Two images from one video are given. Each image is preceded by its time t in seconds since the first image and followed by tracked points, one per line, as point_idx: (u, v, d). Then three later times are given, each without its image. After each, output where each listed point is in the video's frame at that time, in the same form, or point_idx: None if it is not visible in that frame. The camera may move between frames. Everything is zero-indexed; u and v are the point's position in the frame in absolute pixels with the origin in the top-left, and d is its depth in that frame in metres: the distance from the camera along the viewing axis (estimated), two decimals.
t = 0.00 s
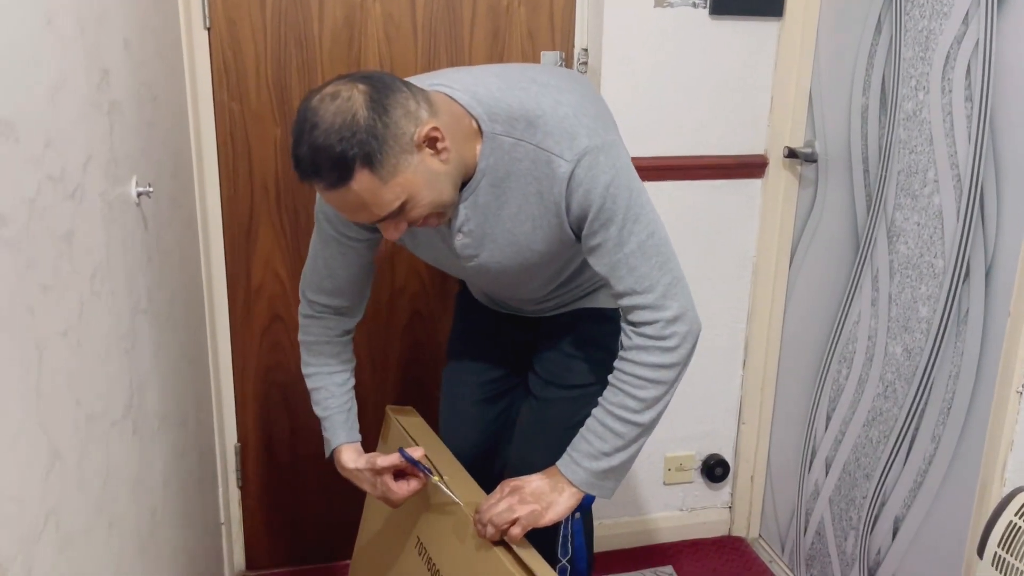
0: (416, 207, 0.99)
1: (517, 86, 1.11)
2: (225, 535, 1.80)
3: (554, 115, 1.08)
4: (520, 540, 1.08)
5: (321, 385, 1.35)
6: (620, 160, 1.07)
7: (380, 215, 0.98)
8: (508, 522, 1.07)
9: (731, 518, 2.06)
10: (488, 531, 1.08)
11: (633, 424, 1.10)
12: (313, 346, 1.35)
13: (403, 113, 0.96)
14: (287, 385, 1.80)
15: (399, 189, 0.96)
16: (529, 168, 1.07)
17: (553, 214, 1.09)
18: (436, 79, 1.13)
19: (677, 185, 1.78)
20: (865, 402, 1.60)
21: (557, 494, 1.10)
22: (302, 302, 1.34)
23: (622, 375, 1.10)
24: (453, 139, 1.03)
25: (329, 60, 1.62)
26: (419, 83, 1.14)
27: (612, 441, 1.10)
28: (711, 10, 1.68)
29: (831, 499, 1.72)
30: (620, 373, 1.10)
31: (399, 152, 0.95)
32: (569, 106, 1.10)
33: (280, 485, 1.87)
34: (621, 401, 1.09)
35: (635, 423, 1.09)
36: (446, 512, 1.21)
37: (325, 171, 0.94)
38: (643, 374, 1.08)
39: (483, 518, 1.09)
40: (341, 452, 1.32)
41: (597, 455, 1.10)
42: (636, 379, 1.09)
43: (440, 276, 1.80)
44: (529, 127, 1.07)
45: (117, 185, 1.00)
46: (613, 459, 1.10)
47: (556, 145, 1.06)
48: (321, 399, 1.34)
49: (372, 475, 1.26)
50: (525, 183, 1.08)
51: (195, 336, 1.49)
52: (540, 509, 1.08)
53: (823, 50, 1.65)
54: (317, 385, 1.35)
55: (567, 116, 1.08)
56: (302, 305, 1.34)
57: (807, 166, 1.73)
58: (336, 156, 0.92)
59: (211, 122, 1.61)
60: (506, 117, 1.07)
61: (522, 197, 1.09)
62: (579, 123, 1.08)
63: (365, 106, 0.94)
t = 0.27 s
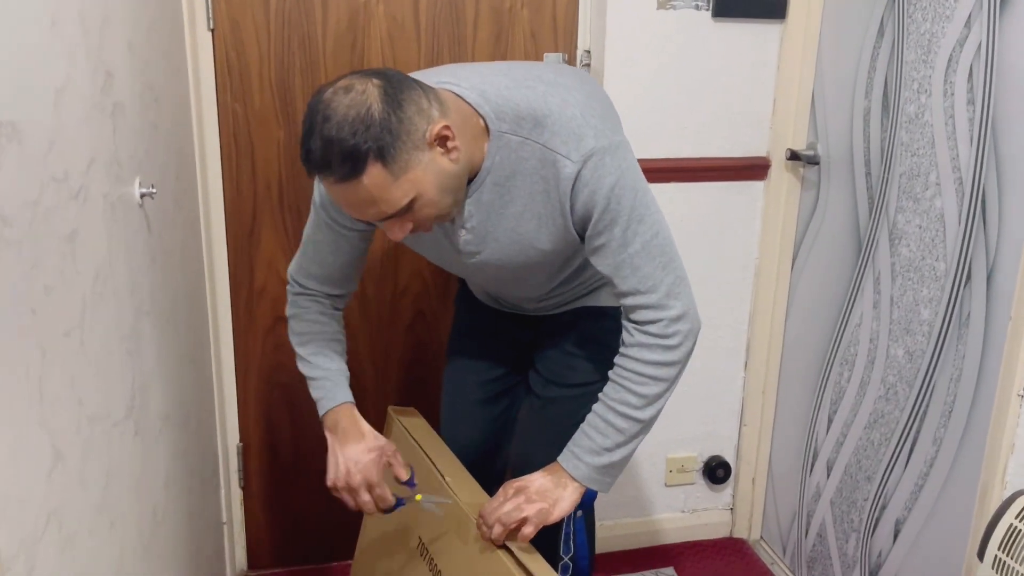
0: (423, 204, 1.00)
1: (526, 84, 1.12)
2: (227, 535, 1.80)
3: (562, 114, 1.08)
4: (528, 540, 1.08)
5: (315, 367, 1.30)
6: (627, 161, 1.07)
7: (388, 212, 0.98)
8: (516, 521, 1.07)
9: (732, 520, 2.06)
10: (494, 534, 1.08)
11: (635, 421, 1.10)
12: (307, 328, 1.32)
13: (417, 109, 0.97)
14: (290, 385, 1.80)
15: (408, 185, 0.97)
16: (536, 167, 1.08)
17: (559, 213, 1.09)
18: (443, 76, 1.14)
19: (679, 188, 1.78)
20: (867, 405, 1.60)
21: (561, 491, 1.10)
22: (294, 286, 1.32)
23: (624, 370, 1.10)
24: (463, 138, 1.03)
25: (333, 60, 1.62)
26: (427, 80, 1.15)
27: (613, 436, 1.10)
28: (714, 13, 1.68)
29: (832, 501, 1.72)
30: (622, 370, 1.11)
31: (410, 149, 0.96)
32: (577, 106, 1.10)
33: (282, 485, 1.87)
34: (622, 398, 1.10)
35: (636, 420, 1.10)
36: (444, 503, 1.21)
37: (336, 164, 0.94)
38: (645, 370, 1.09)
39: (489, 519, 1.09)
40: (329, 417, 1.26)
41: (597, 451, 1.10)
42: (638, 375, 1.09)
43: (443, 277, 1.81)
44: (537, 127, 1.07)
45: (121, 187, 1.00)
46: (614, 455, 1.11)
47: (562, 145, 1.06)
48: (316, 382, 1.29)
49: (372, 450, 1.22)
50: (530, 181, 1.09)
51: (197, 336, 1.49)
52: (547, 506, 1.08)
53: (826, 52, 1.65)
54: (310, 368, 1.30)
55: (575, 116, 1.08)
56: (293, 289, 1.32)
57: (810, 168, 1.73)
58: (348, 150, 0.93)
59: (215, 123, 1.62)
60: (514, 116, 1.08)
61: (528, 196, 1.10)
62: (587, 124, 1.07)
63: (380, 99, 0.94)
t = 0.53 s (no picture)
0: (427, 198, 0.99)
1: (527, 81, 1.12)
2: (220, 535, 1.80)
3: (562, 111, 1.08)
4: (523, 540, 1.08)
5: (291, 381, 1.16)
6: (624, 158, 1.07)
7: (393, 204, 0.97)
8: (511, 519, 1.07)
9: (726, 521, 2.06)
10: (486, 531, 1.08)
11: (630, 421, 1.10)
12: (284, 336, 1.18)
13: (425, 103, 0.96)
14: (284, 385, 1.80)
15: (415, 178, 0.96)
16: (535, 163, 1.08)
17: (558, 210, 1.10)
18: (444, 70, 1.14)
19: (674, 189, 1.78)
20: (860, 406, 1.60)
21: (556, 491, 1.10)
22: (267, 285, 1.19)
23: (618, 371, 1.11)
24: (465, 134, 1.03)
25: (328, 60, 1.62)
26: (429, 73, 1.15)
27: (609, 437, 1.11)
28: (710, 15, 1.68)
29: (825, 502, 1.72)
30: (617, 370, 1.11)
31: (418, 141, 0.95)
32: (579, 104, 1.10)
33: (276, 485, 1.87)
34: (617, 398, 1.10)
35: (631, 419, 1.10)
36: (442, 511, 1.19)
37: (344, 156, 0.92)
38: (639, 370, 1.09)
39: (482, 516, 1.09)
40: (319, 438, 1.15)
41: (594, 452, 1.11)
42: (632, 376, 1.10)
43: (438, 277, 1.81)
44: (538, 123, 1.08)
45: (114, 185, 1.00)
46: (610, 455, 1.11)
47: (563, 141, 1.06)
48: (295, 396, 1.16)
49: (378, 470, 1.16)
50: (529, 176, 1.09)
51: (191, 335, 1.49)
52: (542, 505, 1.08)
53: (821, 55, 1.66)
54: (287, 381, 1.16)
55: (576, 113, 1.08)
56: (268, 289, 1.18)
57: (804, 170, 1.73)
58: (358, 141, 0.91)
59: (210, 122, 1.61)
60: (515, 112, 1.08)
61: (527, 193, 1.10)
62: (587, 121, 1.08)
63: (389, 92, 0.94)
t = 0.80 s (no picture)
0: (439, 213, 0.99)
1: (536, 91, 1.13)
2: (217, 539, 1.80)
3: (572, 121, 1.10)
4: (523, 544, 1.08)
5: (294, 386, 1.14)
6: (630, 169, 1.10)
7: (408, 219, 0.97)
8: (512, 523, 1.08)
9: (723, 525, 2.06)
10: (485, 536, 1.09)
11: (630, 427, 1.12)
12: (285, 340, 1.15)
13: (440, 119, 0.96)
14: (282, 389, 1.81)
15: (430, 195, 0.96)
16: (543, 172, 1.09)
17: (565, 219, 1.11)
18: (452, 81, 1.14)
19: (671, 194, 1.79)
20: (855, 411, 1.61)
21: (556, 496, 1.12)
22: (268, 286, 1.15)
23: (619, 378, 1.13)
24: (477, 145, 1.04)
25: (325, 65, 1.63)
26: (438, 82, 1.15)
27: (609, 443, 1.12)
28: (706, 21, 1.69)
29: (821, 507, 1.73)
30: (618, 377, 1.13)
31: (433, 158, 0.95)
32: (587, 115, 1.12)
33: (273, 489, 1.88)
34: (617, 404, 1.12)
35: (632, 426, 1.12)
36: (444, 522, 1.18)
37: (361, 173, 0.92)
38: (640, 377, 1.11)
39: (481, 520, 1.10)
40: (329, 448, 1.13)
41: (594, 458, 1.12)
42: (633, 383, 1.12)
43: (435, 282, 1.81)
44: (547, 133, 1.09)
45: (113, 191, 1.01)
46: (609, 461, 1.13)
47: (572, 151, 1.08)
48: (300, 402, 1.13)
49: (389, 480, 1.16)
50: (537, 186, 1.09)
51: (189, 339, 1.50)
52: (542, 513, 1.09)
53: (817, 61, 1.67)
54: (290, 386, 1.13)
55: (585, 124, 1.10)
56: (269, 291, 1.15)
57: (800, 176, 1.74)
58: (376, 159, 0.91)
59: (208, 127, 1.62)
60: (523, 122, 1.09)
61: (533, 202, 1.10)
62: (595, 132, 1.10)
63: (405, 109, 0.94)
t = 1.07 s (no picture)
0: (453, 220, 0.99)
1: (545, 98, 1.13)
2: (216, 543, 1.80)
3: (582, 128, 1.11)
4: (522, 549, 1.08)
5: (299, 390, 1.12)
6: (637, 176, 1.10)
7: (422, 225, 0.97)
8: (512, 527, 1.08)
9: (722, 529, 2.07)
10: (483, 542, 1.08)
11: (630, 432, 1.13)
12: (290, 343, 1.13)
13: (459, 129, 0.97)
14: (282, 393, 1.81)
15: (446, 202, 0.96)
16: (552, 179, 1.09)
17: (572, 225, 1.12)
18: (461, 86, 1.13)
19: (669, 199, 1.79)
20: (854, 415, 1.61)
21: (554, 501, 1.12)
22: (274, 288, 1.12)
23: (619, 384, 1.13)
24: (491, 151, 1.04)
25: (325, 71, 1.63)
26: (447, 87, 1.14)
27: (608, 448, 1.13)
28: (705, 26, 1.70)
29: (820, 511, 1.73)
30: (618, 383, 1.13)
31: (450, 166, 0.95)
32: (597, 122, 1.13)
33: (272, 493, 1.88)
34: (617, 410, 1.13)
35: (631, 431, 1.13)
36: (443, 526, 1.17)
37: (379, 179, 0.92)
38: (640, 383, 1.12)
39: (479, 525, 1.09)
40: (335, 454, 1.12)
41: (593, 462, 1.13)
42: (634, 389, 1.12)
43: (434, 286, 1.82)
44: (556, 140, 1.09)
45: (113, 197, 1.01)
46: (608, 466, 1.14)
47: (583, 158, 1.08)
48: (304, 406, 1.12)
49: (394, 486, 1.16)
50: (545, 192, 1.10)
51: (189, 343, 1.50)
52: (541, 518, 1.10)
53: (815, 66, 1.67)
54: (295, 390, 1.12)
55: (595, 131, 1.11)
56: (275, 293, 1.12)
57: (799, 181, 1.75)
58: (395, 165, 0.91)
59: (209, 132, 1.63)
60: (533, 128, 1.09)
61: (541, 207, 1.11)
62: (605, 139, 1.11)
63: (425, 117, 0.94)
